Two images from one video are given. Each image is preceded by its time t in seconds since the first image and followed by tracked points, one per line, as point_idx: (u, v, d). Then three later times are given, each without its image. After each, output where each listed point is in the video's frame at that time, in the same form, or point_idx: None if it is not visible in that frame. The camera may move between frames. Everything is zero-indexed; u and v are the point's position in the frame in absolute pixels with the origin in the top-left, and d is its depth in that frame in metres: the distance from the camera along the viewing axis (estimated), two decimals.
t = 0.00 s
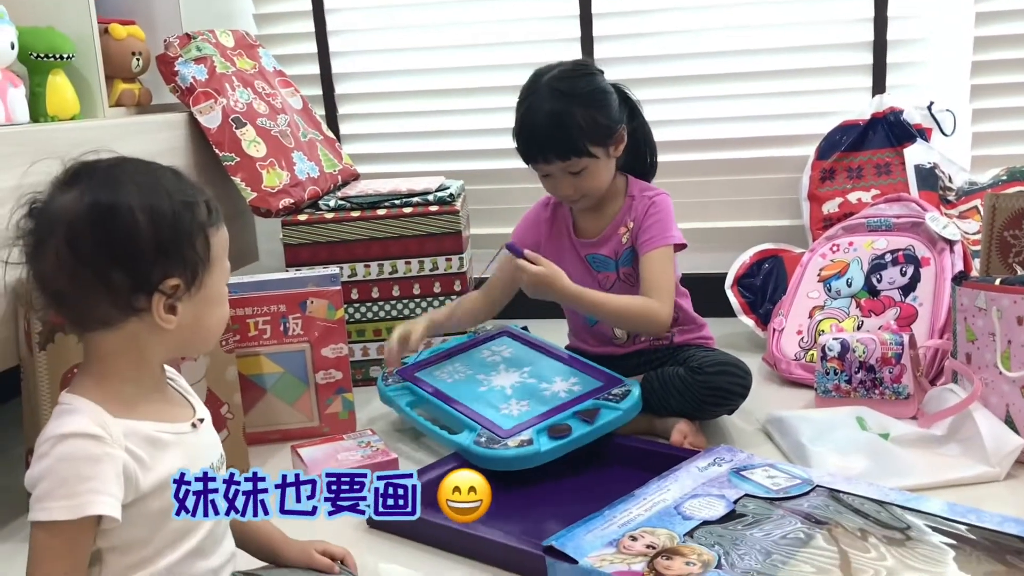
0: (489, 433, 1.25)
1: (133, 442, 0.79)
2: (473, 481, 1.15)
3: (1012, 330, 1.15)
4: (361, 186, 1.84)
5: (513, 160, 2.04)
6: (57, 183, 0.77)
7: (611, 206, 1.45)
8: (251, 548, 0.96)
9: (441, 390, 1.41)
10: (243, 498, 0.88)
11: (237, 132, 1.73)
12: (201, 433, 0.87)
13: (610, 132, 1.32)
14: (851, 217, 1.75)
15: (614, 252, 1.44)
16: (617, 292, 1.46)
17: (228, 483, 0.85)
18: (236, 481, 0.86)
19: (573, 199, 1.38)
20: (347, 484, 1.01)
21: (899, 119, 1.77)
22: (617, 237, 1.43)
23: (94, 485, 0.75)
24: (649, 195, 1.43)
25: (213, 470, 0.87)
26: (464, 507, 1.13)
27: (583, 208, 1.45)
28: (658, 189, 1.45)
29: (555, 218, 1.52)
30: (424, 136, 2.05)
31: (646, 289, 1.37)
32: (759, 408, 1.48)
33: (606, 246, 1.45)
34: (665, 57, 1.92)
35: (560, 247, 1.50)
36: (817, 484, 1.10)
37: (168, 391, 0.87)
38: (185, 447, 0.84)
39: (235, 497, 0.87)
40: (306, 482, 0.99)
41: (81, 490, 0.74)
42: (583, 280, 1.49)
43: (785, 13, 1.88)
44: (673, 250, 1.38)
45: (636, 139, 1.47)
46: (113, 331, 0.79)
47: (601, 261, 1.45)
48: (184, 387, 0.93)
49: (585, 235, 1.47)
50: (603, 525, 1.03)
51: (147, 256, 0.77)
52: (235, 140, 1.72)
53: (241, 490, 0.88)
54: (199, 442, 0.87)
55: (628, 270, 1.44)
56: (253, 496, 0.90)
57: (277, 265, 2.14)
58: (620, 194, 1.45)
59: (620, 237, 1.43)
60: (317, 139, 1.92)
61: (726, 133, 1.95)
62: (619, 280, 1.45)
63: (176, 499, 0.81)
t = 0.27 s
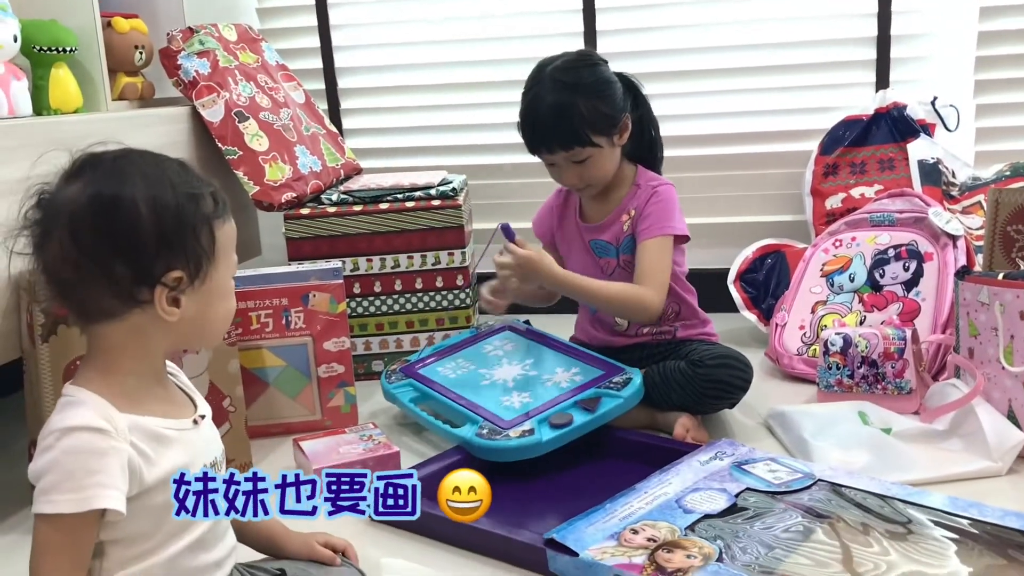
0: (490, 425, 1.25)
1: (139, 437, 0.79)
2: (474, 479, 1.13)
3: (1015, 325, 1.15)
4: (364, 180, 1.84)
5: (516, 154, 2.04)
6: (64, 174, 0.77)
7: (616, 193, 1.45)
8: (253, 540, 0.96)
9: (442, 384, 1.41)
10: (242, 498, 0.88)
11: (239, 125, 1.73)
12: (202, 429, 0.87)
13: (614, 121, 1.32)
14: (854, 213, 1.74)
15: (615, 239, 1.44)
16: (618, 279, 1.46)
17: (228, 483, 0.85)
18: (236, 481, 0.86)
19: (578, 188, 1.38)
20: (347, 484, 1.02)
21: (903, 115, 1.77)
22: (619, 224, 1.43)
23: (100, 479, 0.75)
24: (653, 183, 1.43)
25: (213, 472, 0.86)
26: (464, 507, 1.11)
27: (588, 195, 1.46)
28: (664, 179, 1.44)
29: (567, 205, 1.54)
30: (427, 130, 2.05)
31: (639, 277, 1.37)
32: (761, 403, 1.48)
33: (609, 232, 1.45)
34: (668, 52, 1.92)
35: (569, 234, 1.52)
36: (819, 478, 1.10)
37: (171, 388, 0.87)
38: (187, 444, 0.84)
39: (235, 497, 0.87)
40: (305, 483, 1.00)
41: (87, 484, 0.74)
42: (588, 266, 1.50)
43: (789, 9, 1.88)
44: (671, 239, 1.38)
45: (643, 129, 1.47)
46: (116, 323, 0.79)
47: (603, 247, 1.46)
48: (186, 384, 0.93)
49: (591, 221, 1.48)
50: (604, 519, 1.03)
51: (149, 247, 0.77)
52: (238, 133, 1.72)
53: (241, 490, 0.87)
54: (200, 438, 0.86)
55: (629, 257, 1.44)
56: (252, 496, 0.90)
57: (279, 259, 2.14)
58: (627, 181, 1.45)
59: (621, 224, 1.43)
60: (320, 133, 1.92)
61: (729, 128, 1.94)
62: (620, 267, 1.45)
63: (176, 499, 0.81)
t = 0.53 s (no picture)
0: (490, 420, 1.25)
1: (136, 434, 0.79)
2: (472, 469, 1.15)
3: (1012, 318, 1.16)
4: (362, 174, 1.83)
5: (515, 149, 2.03)
6: (61, 167, 0.77)
7: (622, 182, 1.45)
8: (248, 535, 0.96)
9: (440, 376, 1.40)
10: (243, 505, 0.88)
11: (238, 120, 1.72)
12: (199, 426, 0.86)
13: (623, 110, 1.32)
14: (853, 206, 1.74)
15: (621, 226, 1.44)
16: (622, 267, 1.45)
17: (228, 491, 0.85)
18: (236, 488, 0.86)
19: (586, 175, 1.37)
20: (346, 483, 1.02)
21: (902, 108, 1.77)
22: (624, 212, 1.43)
23: (98, 475, 0.74)
24: (661, 172, 1.42)
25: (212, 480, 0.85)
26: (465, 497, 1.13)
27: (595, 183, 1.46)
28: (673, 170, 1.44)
29: (574, 196, 1.53)
30: (426, 125, 2.05)
31: (642, 268, 1.36)
32: (759, 396, 1.47)
33: (615, 220, 1.44)
34: (667, 46, 1.92)
35: (575, 223, 1.52)
36: (815, 471, 1.10)
37: (169, 384, 0.87)
38: (184, 441, 0.83)
39: (235, 505, 0.87)
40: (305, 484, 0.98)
41: (85, 480, 0.74)
42: (592, 256, 1.49)
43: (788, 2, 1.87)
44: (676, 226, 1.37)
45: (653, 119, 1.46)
46: (112, 318, 0.79)
47: (608, 236, 1.45)
48: (185, 378, 0.93)
49: (597, 210, 1.48)
50: (600, 512, 1.03)
51: (146, 242, 0.77)
52: (236, 128, 1.72)
53: (241, 496, 0.87)
54: (199, 434, 0.86)
55: (634, 246, 1.43)
56: (253, 502, 0.89)
57: (278, 254, 2.14)
58: (634, 170, 1.45)
59: (628, 212, 1.43)
60: (318, 127, 1.91)
61: (729, 122, 1.94)
62: (624, 255, 1.44)
63: (177, 511, 0.81)
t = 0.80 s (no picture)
0: (490, 415, 1.25)
1: (133, 434, 0.78)
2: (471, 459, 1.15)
3: (1012, 310, 1.16)
4: (361, 170, 1.83)
5: (514, 144, 2.03)
6: (49, 163, 0.77)
7: (623, 180, 1.44)
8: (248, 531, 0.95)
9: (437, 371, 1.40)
10: (245, 512, 0.87)
11: (235, 115, 1.72)
12: (197, 423, 0.86)
13: (627, 109, 1.31)
14: (853, 200, 1.74)
15: (623, 226, 1.43)
16: (622, 267, 1.46)
17: (228, 500, 0.85)
18: (236, 496, 0.86)
19: (587, 173, 1.36)
20: (346, 481, 1.00)
21: (902, 101, 1.76)
22: (627, 211, 1.42)
23: (95, 475, 0.74)
24: (664, 171, 1.41)
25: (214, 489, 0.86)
26: (464, 485, 1.14)
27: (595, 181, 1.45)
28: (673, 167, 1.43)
29: (574, 192, 1.52)
30: (424, 120, 2.04)
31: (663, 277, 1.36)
32: (759, 391, 1.47)
33: (617, 219, 1.44)
34: (666, 40, 1.91)
35: (575, 220, 1.51)
36: (815, 464, 1.10)
37: (166, 380, 0.86)
38: (182, 440, 0.82)
39: (236, 514, 0.87)
40: (305, 486, 0.95)
41: (83, 480, 0.73)
42: (592, 254, 1.49)
43: None
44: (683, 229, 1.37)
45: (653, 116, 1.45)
46: (103, 315, 0.79)
47: (610, 235, 1.45)
48: (182, 374, 0.92)
49: (598, 208, 1.47)
50: (600, 506, 1.02)
51: (134, 237, 0.76)
52: (234, 123, 1.71)
53: (242, 505, 0.87)
54: (197, 431, 0.85)
55: (635, 246, 1.43)
56: (253, 508, 0.88)
57: (277, 250, 2.14)
58: (635, 167, 1.43)
59: (630, 212, 1.42)
60: (317, 122, 1.91)
61: (728, 116, 1.93)
62: (625, 254, 1.45)
63: (178, 523, 0.81)
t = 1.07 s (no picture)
0: (496, 418, 1.24)
1: (131, 434, 0.78)
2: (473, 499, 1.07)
3: (1014, 306, 1.16)
4: (361, 168, 1.83)
5: (515, 141, 2.03)
6: (44, 163, 0.76)
7: (631, 180, 1.43)
8: (251, 530, 0.95)
9: (434, 377, 1.40)
10: (243, 485, 0.87)
11: (237, 114, 1.72)
12: (197, 422, 0.86)
13: (636, 113, 1.30)
14: (854, 195, 1.73)
15: (633, 228, 1.43)
16: (630, 269, 1.45)
17: (229, 468, 0.84)
18: (238, 466, 0.85)
19: (592, 175, 1.35)
20: (348, 484, 0.99)
21: (903, 97, 1.76)
22: (638, 213, 1.42)
23: (94, 476, 0.73)
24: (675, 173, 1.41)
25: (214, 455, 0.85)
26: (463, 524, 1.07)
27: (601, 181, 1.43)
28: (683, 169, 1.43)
29: (576, 190, 1.50)
30: (425, 118, 2.04)
31: (687, 284, 1.37)
32: (761, 388, 1.47)
33: (626, 221, 1.43)
34: (667, 36, 1.91)
35: (580, 219, 1.49)
36: (817, 461, 1.10)
37: (165, 379, 0.86)
38: (181, 440, 0.82)
39: (235, 484, 0.86)
40: (306, 478, 0.98)
41: (82, 481, 0.73)
42: (597, 254, 1.48)
43: None
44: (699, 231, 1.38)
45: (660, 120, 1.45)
46: (97, 316, 0.79)
47: (618, 236, 1.44)
48: (184, 372, 0.92)
49: (604, 208, 1.46)
50: (602, 503, 1.02)
51: (129, 239, 0.76)
52: (235, 122, 1.71)
53: (242, 478, 0.87)
54: (196, 430, 0.85)
55: (644, 249, 1.43)
56: (252, 485, 0.89)
57: (278, 248, 2.14)
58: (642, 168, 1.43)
59: (641, 214, 1.42)
60: (317, 121, 1.91)
61: (729, 113, 1.93)
62: (633, 257, 1.44)
63: (177, 478, 0.80)
